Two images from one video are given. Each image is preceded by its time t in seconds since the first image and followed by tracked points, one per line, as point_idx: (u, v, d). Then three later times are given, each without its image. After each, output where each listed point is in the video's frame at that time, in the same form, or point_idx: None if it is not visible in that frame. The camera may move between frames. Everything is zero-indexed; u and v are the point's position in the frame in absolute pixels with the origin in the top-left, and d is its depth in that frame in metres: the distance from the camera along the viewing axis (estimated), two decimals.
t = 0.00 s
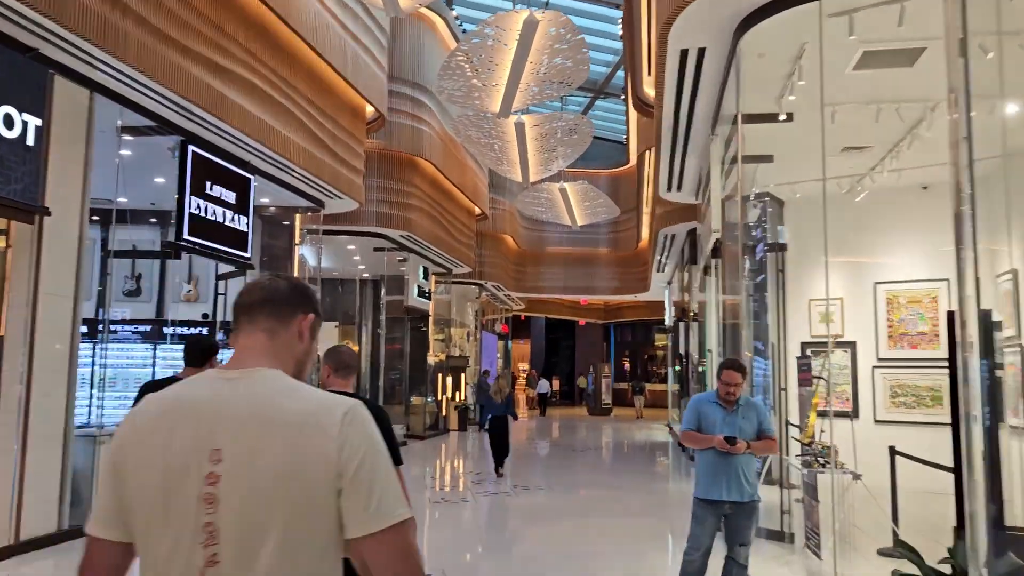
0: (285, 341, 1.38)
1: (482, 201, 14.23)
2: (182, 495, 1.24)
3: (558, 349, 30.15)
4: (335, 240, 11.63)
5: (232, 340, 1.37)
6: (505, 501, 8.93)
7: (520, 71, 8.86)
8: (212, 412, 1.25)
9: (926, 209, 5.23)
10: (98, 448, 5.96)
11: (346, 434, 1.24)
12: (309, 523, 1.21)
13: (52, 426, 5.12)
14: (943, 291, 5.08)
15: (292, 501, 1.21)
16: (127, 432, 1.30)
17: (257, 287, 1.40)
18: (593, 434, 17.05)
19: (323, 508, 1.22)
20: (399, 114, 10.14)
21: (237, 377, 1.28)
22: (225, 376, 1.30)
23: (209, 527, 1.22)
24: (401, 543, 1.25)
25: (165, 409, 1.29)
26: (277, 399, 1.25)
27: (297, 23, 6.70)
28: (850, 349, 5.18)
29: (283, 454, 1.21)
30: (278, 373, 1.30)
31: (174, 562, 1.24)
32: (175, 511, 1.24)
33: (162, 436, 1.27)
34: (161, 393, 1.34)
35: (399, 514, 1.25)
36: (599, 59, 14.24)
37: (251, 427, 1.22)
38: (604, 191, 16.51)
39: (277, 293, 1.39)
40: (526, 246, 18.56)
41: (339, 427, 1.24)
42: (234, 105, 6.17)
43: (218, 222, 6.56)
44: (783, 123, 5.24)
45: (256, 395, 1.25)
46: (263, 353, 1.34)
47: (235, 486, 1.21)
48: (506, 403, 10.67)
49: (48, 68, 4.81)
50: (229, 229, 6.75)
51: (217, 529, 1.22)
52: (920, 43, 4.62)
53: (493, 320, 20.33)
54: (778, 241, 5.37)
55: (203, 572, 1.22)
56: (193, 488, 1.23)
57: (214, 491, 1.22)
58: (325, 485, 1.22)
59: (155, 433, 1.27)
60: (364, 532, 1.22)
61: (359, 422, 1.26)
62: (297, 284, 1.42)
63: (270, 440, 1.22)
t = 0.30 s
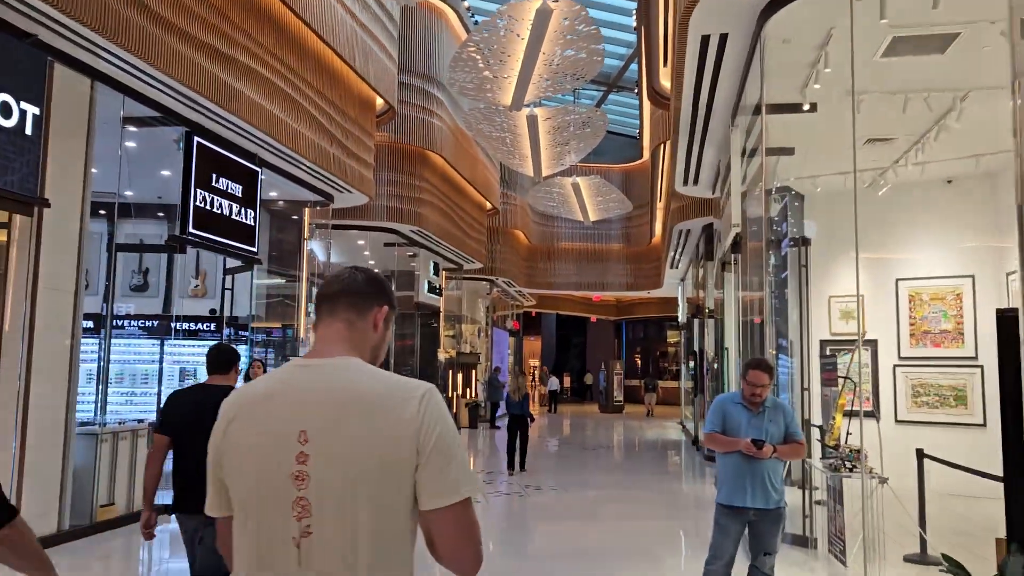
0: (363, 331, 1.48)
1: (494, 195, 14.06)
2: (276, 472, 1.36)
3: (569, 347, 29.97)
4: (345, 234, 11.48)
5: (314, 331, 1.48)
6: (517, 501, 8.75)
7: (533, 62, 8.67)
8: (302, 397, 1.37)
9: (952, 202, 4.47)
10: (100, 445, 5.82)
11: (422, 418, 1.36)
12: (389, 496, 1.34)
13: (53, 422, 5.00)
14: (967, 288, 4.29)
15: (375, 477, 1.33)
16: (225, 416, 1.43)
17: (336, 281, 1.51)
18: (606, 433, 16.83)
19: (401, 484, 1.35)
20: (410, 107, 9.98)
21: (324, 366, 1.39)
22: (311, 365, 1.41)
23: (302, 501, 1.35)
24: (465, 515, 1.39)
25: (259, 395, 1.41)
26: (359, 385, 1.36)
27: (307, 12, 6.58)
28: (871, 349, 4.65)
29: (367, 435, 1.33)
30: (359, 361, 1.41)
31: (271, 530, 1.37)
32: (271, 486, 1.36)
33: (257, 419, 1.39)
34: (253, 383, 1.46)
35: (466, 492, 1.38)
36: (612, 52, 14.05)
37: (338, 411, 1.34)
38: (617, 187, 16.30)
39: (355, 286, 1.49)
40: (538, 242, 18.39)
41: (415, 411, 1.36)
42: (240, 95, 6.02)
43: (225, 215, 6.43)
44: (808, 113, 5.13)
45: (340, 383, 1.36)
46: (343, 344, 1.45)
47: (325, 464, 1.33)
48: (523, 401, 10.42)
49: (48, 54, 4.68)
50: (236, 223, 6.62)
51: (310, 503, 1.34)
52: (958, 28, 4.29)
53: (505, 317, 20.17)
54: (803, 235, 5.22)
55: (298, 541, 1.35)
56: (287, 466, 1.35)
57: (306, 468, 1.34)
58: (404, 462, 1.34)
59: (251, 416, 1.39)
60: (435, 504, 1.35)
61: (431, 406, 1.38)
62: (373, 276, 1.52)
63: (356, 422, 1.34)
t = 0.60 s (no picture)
0: (448, 345, 1.60)
1: (508, 189, 13.89)
2: (373, 473, 1.49)
3: (583, 344, 29.76)
4: (356, 228, 11.34)
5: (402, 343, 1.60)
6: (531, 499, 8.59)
7: (548, 53, 8.48)
8: (398, 406, 1.50)
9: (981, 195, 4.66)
10: (105, 440, 5.75)
11: (506, 430, 1.49)
12: (475, 500, 1.47)
13: (55, 417, 4.90)
14: (996, 284, 4.45)
15: (464, 483, 1.46)
16: (324, 421, 1.56)
17: (422, 296, 1.62)
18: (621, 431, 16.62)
19: (485, 490, 1.47)
20: (422, 98, 9.82)
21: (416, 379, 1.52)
22: (404, 376, 1.54)
23: (396, 500, 1.48)
24: (541, 521, 1.52)
25: (356, 401, 1.54)
26: (450, 398, 1.49)
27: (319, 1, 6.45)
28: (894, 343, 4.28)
29: (458, 444, 1.46)
30: (448, 376, 1.53)
31: (366, 525, 1.50)
32: (368, 485, 1.50)
33: (355, 425, 1.52)
34: (348, 389, 1.60)
35: (540, 500, 1.51)
36: (629, 44, 13.85)
37: (430, 421, 1.47)
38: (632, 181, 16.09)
39: (441, 303, 1.60)
40: (552, 237, 18.21)
41: (501, 424, 1.49)
42: (249, 84, 5.88)
43: (233, 207, 6.31)
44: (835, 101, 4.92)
45: (434, 395, 1.49)
46: (430, 357, 1.57)
47: (419, 468, 1.46)
48: (543, 397, 10.28)
49: (51, 41, 4.55)
50: (245, 215, 6.49)
51: (403, 502, 1.47)
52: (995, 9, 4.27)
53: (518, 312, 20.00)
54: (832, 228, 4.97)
55: (391, 537, 1.48)
56: (383, 467, 1.48)
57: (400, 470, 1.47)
58: (490, 469, 1.47)
59: (350, 421, 1.53)
60: (515, 509, 1.48)
61: (513, 420, 1.51)
62: (455, 292, 1.64)
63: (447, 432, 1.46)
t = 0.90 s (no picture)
0: (511, 339, 1.67)
1: (519, 183, 13.70)
2: (446, 457, 1.56)
3: (595, 339, 29.57)
4: (366, 222, 11.18)
5: (467, 339, 1.67)
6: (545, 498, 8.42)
7: (562, 43, 8.27)
8: (470, 393, 1.58)
9: (1011, 184, 4.56)
10: (108, 438, 5.63)
11: (570, 411, 1.60)
12: (546, 477, 1.57)
13: (55, 416, 4.75)
14: None
15: (537, 461, 1.56)
16: (394, 411, 1.62)
17: (482, 294, 1.70)
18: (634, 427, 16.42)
19: (555, 467, 1.58)
20: (432, 89, 9.64)
21: (484, 369, 1.60)
22: (471, 366, 1.62)
23: (470, 480, 1.55)
24: (603, 495, 1.64)
25: (425, 391, 1.61)
26: (518, 384, 1.59)
27: None
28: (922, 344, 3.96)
29: (529, 424, 1.56)
30: (514, 366, 1.62)
31: (438, 507, 1.57)
32: (441, 468, 1.57)
33: (428, 413, 1.58)
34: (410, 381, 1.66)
35: (604, 476, 1.62)
36: (643, 35, 13.63)
37: (503, 406, 1.56)
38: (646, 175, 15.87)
39: (501, 299, 1.68)
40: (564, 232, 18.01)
41: (567, 406, 1.60)
42: (255, 73, 5.72)
43: (240, 199, 6.15)
44: (863, 88, 4.67)
45: (505, 383, 1.58)
46: (497, 351, 1.65)
47: (494, 449, 1.55)
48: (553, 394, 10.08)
49: (50, 25, 4.38)
50: (251, 207, 6.33)
51: (478, 483, 1.55)
52: None
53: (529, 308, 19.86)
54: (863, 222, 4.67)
55: (465, 517, 1.55)
56: (457, 450, 1.56)
57: (475, 453, 1.55)
58: (560, 447, 1.58)
59: (420, 409, 1.59)
60: (583, 484, 1.60)
61: (576, 404, 1.62)
62: (513, 289, 1.71)
63: (520, 414, 1.56)
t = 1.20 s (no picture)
0: (565, 336, 1.80)
1: (531, 179, 13.54)
2: (513, 448, 1.70)
3: (606, 338, 29.35)
4: (375, 218, 11.02)
5: (526, 340, 1.81)
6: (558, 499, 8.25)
7: (574, 35, 8.10)
8: (529, 389, 1.71)
9: None
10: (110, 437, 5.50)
11: (624, 403, 1.69)
12: (604, 466, 1.67)
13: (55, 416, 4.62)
14: None
15: (593, 450, 1.67)
16: (466, 408, 1.79)
17: (537, 298, 1.83)
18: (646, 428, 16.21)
19: (611, 456, 1.68)
20: (442, 83, 9.49)
21: (542, 366, 1.73)
22: (531, 365, 1.76)
23: (535, 470, 1.69)
24: (660, 479, 1.72)
25: (494, 389, 1.76)
26: (573, 379, 1.70)
27: None
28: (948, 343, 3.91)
29: (585, 416, 1.67)
30: (569, 363, 1.74)
31: (509, 494, 1.71)
32: (510, 459, 1.71)
33: (495, 408, 1.74)
34: (482, 381, 1.82)
35: (660, 463, 1.70)
36: (655, 29, 13.43)
37: (559, 401, 1.68)
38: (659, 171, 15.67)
39: (554, 301, 1.81)
40: (575, 229, 17.83)
41: (620, 398, 1.70)
42: (261, 61, 5.58)
43: (245, 193, 6.01)
44: (892, 74, 4.46)
45: (561, 380, 1.70)
46: (553, 348, 1.78)
47: (553, 441, 1.67)
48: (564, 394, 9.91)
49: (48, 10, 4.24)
50: (258, 201, 6.19)
51: (542, 471, 1.68)
52: None
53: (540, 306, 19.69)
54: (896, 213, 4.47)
55: (533, 502, 1.69)
56: (522, 442, 1.70)
57: (538, 444, 1.68)
58: (615, 437, 1.68)
59: (489, 406, 1.74)
60: (638, 471, 1.68)
61: (629, 396, 1.70)
62: (565, 292, 1.84)
63: (576, 406, 1.67)
